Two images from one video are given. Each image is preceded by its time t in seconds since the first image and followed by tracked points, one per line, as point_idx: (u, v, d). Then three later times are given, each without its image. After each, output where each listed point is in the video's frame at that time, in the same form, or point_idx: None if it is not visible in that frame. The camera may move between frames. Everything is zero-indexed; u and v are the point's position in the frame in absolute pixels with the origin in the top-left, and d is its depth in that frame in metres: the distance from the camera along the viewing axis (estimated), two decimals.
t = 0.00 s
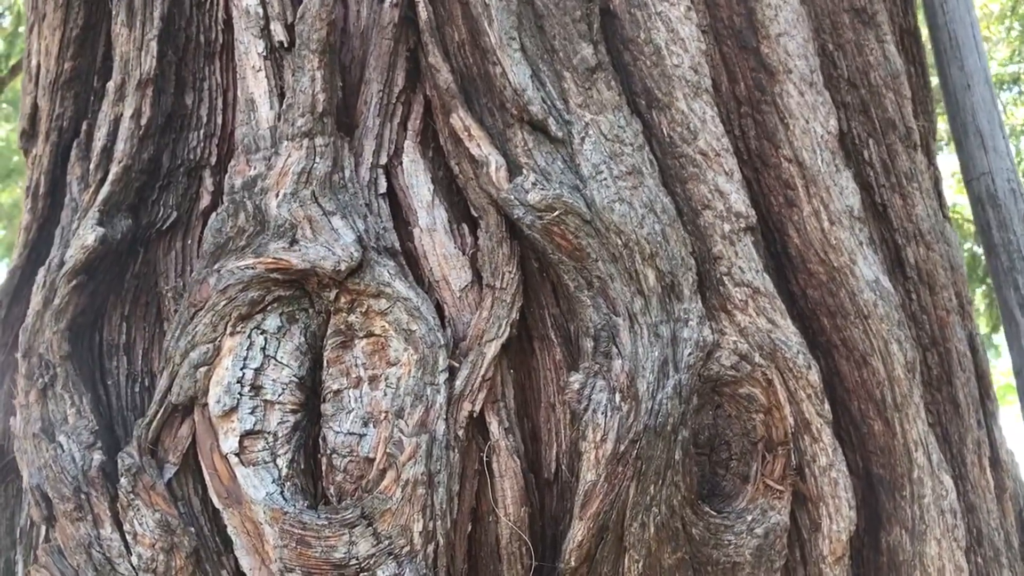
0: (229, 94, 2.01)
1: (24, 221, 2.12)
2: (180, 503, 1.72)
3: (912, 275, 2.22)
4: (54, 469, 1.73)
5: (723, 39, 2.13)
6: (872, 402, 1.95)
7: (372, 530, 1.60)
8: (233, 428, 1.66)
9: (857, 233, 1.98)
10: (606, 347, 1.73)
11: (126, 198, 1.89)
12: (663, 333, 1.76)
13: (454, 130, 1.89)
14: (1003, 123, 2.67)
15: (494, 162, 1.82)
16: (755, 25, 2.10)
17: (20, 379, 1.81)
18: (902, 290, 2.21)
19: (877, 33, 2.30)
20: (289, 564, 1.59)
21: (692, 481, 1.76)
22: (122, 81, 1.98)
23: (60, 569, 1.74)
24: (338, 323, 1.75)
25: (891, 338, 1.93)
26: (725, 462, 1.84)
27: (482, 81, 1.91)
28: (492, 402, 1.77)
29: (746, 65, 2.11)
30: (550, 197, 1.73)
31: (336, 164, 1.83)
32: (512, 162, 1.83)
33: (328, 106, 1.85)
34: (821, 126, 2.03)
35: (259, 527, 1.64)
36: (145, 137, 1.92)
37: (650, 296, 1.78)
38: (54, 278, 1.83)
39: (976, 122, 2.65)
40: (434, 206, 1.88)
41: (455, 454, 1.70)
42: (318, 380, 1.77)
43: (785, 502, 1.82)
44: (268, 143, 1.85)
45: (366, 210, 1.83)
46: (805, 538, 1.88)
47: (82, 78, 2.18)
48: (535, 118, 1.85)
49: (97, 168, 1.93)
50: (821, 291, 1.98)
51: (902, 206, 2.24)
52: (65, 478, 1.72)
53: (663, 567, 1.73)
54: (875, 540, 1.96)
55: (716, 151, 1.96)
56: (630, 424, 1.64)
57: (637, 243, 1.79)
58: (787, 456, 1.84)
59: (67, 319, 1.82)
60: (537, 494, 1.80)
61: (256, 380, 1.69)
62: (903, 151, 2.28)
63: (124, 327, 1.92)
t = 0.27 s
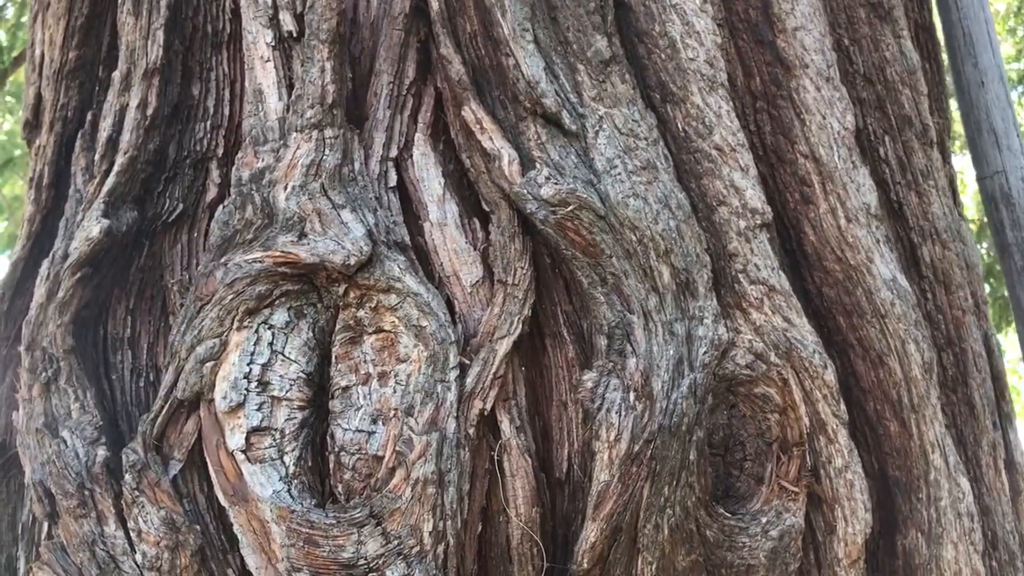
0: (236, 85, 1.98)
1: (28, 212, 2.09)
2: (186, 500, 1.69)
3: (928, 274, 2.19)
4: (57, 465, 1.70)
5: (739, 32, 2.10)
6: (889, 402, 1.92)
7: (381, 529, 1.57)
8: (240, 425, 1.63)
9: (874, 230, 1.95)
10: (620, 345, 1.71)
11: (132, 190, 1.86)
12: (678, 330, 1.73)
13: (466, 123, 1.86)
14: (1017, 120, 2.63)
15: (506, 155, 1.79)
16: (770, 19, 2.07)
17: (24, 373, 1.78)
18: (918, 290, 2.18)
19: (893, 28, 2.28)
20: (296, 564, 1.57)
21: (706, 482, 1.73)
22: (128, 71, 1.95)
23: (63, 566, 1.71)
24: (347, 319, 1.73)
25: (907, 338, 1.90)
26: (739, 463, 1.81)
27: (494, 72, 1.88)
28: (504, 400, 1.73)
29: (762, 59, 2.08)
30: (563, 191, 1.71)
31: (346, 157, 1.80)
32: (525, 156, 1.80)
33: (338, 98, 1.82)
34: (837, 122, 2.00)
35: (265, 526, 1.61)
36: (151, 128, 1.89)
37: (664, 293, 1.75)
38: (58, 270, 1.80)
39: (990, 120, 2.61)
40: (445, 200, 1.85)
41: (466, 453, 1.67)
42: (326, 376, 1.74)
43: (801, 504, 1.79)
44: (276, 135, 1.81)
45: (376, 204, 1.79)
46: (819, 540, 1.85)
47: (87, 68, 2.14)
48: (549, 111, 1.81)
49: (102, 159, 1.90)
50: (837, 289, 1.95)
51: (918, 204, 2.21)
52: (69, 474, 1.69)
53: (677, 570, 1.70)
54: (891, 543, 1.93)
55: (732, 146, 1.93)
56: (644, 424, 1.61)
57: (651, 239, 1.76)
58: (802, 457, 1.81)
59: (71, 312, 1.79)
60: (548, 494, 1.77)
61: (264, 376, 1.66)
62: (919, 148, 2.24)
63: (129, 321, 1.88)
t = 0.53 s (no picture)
0: (249, 99, 1.98)
1: (40, 223, 2.09)
2: (198, 515, 1.70)
3: (937, 290, 2.19)
4: (70, 479, 1.71)
5: (750, 49, 2.11)
6: (898, 420, 1.93)
7: (393, 547, 1.58)
8: (252, 440, 1.64)
9: (885, 248, 1.96)
10: (632, 363, 1.72)
11: (145, 204, 1.87)
12: (690, 349, 1.73)
13: (479, 140, 1.86)
14: None
15: (520, 173, 1.79)
16: (782, 36, 2.07)
17: (37, 386, 1.79)
18: (927, 306, 2.19)
19: (903, 44, 2.29)
20: None
21: (718, 501, 1.74)
22: (141, 84, 1.95)
23: None
24: (360, 335, 1.73)
25: (917, 357, 1.91)
26: (749, 481, 1.83)
27: (507, 89, 1.88)
28: (516, 418, 1.74)
29: (774, 76, 2.08)
30: (577, 210, 1.71)
31: (360, 173, 1.81)
32: (538, 173, 1.81)
33: (352, 113, 1.82)
34: (848, 139, 2.00)
35: (278, 542, 1.61)
36: (164, 141, 1.90)
37: (676, 311, 1.76)
38: (71, 283, 1.80)
39: (997, 134, 2.60)
40: (458, 216, 1.85)
41: (478, 470, 1.67)
42: (339, 392, 1.74)
43: (811, 522, 1.80)
44: (290, 150, 1.82)
45: (389, 220, 1.80)
46: (828, 558, 1.85)
47: (99, 79, 2.15)
48: (562, 129, 1.82)
49: (115, 172, 1.90)
50: (847, 307, 1.96)
51: (927, 220, 2.21)
52: (82, 489, 1.70)
53: None
54: (899, 561, 1.94)
55: (744, 163, 1.93)
56: (656, 444, 1.62)
57: (664, 257, 1.77)
58: (813, 475, 1.81)
59: (85, 326, 1.79)
60: (559, 511, 1.78)
61: (277, 391, 1.66)
62: (928, 165, 2.25)
63: (141, 334, 1.89)
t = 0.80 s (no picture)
0: (253, 116, 2.00)
1: (43, 239, 2.10)
2: (200, 532, 1.71)
3: (937, 308, 2.20)
4: (73, 496, 1.72)
5: (751, 68, 2.13)
6: (897, 439, 1.93)
7: (394, 565, 1.59)
8: (254, 458, 1.64)
9: (885, 267, 1.96)
10: (633, 382, 1.73)
11: (149, 221, 1.87)
12: (690, 369, 1.74)
13: (481, 159, 1.88)
14: None
15: (521, 193, 1.81)
16: (783, 55, 2.08)
17: (40, 403, 1.80)
18: (926, 324, 2.19)
19: (904, 63, 2.30)
20: None
21: (717, 520, 1.75)
22: (146, 102, 1.97)
23: None
24: (361, 353, 1.74)
25: (917, 376, 1.91)
26: (749, 500, 1.83)
27: (509, 109, 1.90)
28: (516, 436, 1.75)
29: (774, 95, 2.09)
30: (578, 230, 1.72)
31: (363, 192, 1.82)
32: (539, 193, 1.82)
33: (355, 133, 1.83)
34: (849, 159, 2.01)
35: (279, 559, 1.62)
36: (168, 159, 1.91)
37: (677, 331, 1.77)
38: (75, 300, 1.80)
39: (997, 149, 2.60)
40: (460, 235, 1.87)
41: (479, 489, 1.68)
42: (340, 410, 1.75)
43: (810, 541, 1.80)
44: (293, 169, 1.84)
45: (392, 239, 1.81)
46: None
47: (104, 96, 2.16)
48: (563, 149, 1.83)
49: (119, 189, 1.92)
50: (847, 325, 1.97)
51: (927, 238, 2.22)
52: (85, 506, 1.71)
53: None
54: None
55: (744, 183, 1.94)
56: (656, 464, 1.63)
57: (664, 276, 1.78)
58: (812, 494, 1.82)
59: (88, 343, 1.80)
60: (559, 530, 1.79)
61: (279, 409, 1.67)
62: (928, 183, 2.25)
63: (144, 351, 1.90)
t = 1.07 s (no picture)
0: (256, 138, 2.01)
1: (47, 258, 2.12)
2: (202, 553, 1.71)
3: (936, 328, 2.20)
4: (75, 517, 1.73)
5: (751, 90, 2.14)
6: (897, 460, 1.94)
7: None
8: (256, 479, 1.65)
9: (884, 289, 1.97)
10: (633, 406, 1.73)
11: (152, 243, 1.88)
12: (690, 392, 1.75)
13: (482, 182, 1.90)
14: None
15: (522, 216, 1.82)
16: (782, 78, 2.09)
17: (43, 423, 1.81)
18: (926, 345, 2.20)
19: (903, 84, 2.31)
20: None
21: (717, 543, 1.77)
22: (150, 124, 1.98)
23: None
24: (362, 375, 1.74)
25: (916, 399, 1.92)
26: (748, 522, 1.84)
27: (510, 132, 1.92)
28: (517, 459, 1.76)
29: (774, 117, 2.11)
30: (578, 253, 1.73)
31: (365, 215, 1.83)
32: (540, 216, 1.83)
33: (357, 155, 1.85)
34: (848, 181, 2.02)
35: None
36: (171, 181, 1.92)
37: (677, 353, 1.77)
38: (78, 321, 1.82)
39: (997, 168, 2.60)
40: (461, 257, 1.88)
41: (479, 512, 1.69)
42: (341, 432, 1.75)
43: (809, 564, 1.81)
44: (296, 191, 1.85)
45: (393, 261, 1.82)
46: None
47: (108, 116, 2.18)
48: (564, 172, 1.85)
49: (123, 211, 1.93)
50: (847, 347, 1.97)
51: (926, 259, 2.23)
52: (87, 527, 1.71)
53: None
54: None
55: (744, 205, 1.96)
56: (655, 488, 1.64)
57: (664, 299, 1.79)
58: (811, 516, 1.83)
59: (91, 364, 1.81)
60: (559, 552, 1.79)
61: (280, 431, 1.68)
62: (928, 204, 2.26)
63: (147, 372, 1.91)
